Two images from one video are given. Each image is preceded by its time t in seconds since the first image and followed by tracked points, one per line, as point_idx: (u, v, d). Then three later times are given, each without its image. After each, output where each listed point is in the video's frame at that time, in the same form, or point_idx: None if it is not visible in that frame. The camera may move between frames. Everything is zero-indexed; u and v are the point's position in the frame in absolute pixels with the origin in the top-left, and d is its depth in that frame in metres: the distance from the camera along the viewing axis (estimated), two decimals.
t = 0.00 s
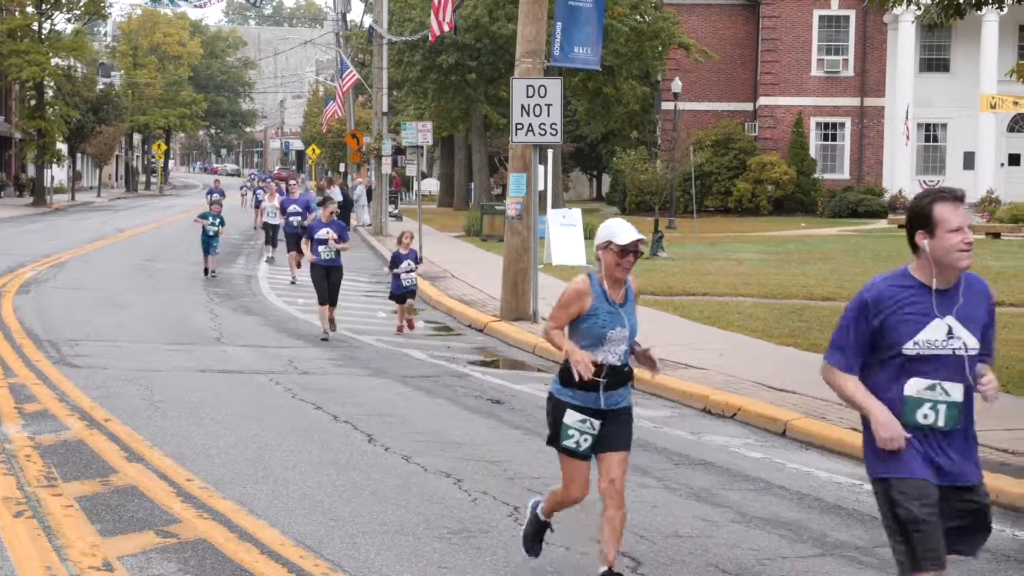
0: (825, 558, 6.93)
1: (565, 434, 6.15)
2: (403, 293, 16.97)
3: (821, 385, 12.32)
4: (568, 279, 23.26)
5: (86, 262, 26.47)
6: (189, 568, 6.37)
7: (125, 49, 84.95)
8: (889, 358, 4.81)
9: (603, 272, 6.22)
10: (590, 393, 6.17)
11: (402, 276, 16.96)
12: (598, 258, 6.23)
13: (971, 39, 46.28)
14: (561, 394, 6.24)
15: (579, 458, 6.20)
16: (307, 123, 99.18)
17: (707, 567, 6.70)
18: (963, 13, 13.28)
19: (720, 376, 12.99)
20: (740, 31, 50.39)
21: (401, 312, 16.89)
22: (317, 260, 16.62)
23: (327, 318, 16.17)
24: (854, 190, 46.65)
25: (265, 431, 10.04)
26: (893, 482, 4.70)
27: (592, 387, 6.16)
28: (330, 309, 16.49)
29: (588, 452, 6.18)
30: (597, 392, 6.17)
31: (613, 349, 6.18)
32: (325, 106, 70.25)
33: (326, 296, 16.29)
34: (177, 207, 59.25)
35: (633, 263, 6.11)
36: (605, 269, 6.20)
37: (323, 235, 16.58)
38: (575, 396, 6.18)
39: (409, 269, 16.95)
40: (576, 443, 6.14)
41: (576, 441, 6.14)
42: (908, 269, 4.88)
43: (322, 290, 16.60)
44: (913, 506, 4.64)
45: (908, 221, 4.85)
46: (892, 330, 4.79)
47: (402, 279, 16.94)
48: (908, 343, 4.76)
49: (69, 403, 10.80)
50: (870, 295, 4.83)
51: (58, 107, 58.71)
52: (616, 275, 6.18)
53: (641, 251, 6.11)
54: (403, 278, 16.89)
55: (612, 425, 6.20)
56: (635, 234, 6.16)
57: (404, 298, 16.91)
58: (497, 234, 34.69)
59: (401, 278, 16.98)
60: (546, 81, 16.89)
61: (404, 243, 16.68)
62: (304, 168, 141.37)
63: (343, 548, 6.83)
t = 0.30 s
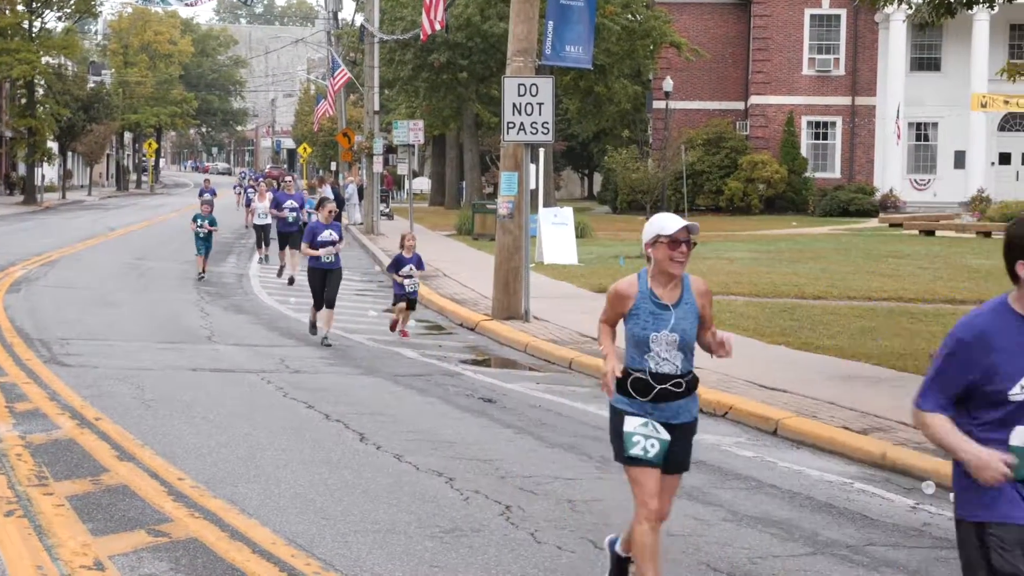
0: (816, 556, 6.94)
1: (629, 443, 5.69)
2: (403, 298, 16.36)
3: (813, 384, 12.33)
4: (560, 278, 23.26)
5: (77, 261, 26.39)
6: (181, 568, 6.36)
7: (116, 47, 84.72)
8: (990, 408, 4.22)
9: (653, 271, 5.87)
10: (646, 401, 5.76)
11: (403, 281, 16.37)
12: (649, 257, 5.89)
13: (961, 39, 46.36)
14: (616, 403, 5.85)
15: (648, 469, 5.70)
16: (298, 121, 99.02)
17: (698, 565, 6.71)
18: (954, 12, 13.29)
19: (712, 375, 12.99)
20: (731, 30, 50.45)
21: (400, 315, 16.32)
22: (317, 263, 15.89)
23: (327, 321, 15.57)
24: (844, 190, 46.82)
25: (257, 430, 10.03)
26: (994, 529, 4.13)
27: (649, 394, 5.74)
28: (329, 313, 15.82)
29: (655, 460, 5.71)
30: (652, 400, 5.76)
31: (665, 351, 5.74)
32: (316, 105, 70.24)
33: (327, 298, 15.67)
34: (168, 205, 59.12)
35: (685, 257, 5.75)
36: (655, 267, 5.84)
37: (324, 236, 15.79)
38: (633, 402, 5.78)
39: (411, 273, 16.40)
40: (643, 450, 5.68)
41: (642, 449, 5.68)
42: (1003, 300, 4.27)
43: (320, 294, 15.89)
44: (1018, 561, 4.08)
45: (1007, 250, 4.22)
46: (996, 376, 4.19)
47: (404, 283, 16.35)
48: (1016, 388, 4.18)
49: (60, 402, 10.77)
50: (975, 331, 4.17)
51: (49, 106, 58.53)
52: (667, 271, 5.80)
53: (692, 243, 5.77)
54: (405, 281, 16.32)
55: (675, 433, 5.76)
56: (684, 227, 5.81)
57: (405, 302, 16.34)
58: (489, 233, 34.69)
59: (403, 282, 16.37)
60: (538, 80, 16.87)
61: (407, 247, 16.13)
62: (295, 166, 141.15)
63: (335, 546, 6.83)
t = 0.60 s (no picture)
0: (804, 554, 6.95)
1: (696, 463, 5.39)
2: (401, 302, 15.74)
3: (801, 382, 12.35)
4: (549, 276, 23.26)
5: (65, 259, 26.30)
6: (169, 566, 6.34)
7: (104, 45, 84.43)
8: None
9: (740, 268, 5.49)
10: (731, 414, 5.39)
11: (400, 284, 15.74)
12: (735, 252, 5.51)
13: (949, 38, 46.54)
14: (693, 416, 5.47)
15: (710, 490, 5.42)
16: (287, 119, 98.83)
17: (687, 564, 6.71)
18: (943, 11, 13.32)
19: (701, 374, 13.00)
20: (720, 29, 50.58)
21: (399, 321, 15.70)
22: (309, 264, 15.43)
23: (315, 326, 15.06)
24: (833, 188, 46.80)
25: (245, 429, 10.00)
26: None
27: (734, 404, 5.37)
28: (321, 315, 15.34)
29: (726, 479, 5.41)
30: (739, 414, 5.38)
31: (760, 359, 5.39)
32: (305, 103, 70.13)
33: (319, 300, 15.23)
34: (156, 203, 58.96)
35: (777, 254, 5.43)
36: (744, 264, 5.47)
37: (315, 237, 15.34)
38: (712, 417, 5.41)
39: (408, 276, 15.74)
40: (709, 474, 5.38)
41: (708, 472, 5.38)
42: None
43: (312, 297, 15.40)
44: None
45: None
46: None
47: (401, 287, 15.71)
48: None
49: (48, 401, 10.72)
50: None
51: (37, 104, 58.30)
52: (757, 270, 5.45)
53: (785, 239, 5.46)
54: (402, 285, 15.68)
55: (756, 451, 5.40)
56: (775, 221, 5.47)
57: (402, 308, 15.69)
58: (478, 231, 34.67)
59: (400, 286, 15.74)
60: (527, 79, 16.88)
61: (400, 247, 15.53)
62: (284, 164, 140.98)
63: (324, 545, 6.82)
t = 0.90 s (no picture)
0: (792, 553, 6.95)
1: (807, 485, 4.90)
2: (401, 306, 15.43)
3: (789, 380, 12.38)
4: (537, 274, 23.28)
5: (52, 257, 26.19)
6: (156, 565, 6.30)
7: (91, 43, 84.12)
8: None
9: (836, 284, 5.14)
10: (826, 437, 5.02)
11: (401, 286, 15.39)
12: (833, 266, 5.17)
13: (936, 37, 46.65)
14: (788, 439, 5.06)
15: (826, 514, 4.90)
16: (275, 117, 98.59)
17: (676, 562, 6.70)
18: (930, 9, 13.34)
19: (689, 372, 13.01)
20: (708, 28, 50.68)
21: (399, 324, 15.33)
22: (310, 266, 14.75)
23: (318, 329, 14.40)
24: (821, 186, 46.62)
25: (233, 427, 9.98)
26: None
27: (827, 428, 5.00)
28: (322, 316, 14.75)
29: (835, 507, 4.92)
30: (832, 437, 5.02)
31: (849, 381, 5.01)
32: (293, 101, 69.99)
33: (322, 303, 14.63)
34: (144, 202, 58.76)
35: (876, 267, 5.05)
36: (839, 278, 5.12)
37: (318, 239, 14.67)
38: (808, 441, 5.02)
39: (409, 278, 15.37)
40: (826, 493, 4.89)
41: (826, 489, 4.89)
42: None
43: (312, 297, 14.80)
44: None
45: None
46: None
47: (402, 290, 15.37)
48: None
49: (36, 399, 10.67)
50: None
51: (24, 102, 58.04)
52: (854, 284, 5.08)
53: (884, 252, 5.08)
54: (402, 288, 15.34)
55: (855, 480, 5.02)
56: (876, 232, 5.10)
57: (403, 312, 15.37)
58: (466, 229, 34.63)
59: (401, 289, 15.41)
60: (515, 77, 16.86)
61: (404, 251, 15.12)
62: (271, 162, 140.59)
63: (312, 544, 6.79)
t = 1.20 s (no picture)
0: (777, 550, 6.96)
1: (921, 530, 4.49)
2: (390, 307, 14.62)
3: (773, 377, 12.39)
4: (522, 272, 23.26)
5: (35, 255, 26.03)
6: (140, 564, 6.27)
7: (74, 40, 83.74)
8: None
9: (965, 296, 4.55)
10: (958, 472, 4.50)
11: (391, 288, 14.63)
12: (959, 278, 4.59)
13: (920, 36, 46.77)
14: (914, 475, 4.57)
15: (937, 562, 4.52)
16: (259, 115, 98.32)
17: (660, 560, 6.70)
18: (914, 7, 13.37)
19: (673, 370, 13.01)
20: (693, 26, 50.77)
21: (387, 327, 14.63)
22: (308, 268, 14.16)
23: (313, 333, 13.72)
24: (804, 185, 46.99)
25: (218, 425, 9.94)
26: None
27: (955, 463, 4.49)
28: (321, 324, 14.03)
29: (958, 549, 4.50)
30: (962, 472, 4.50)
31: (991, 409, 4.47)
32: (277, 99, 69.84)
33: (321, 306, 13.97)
34: (127, 199, 58.51)
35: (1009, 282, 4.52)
36: (969, 290, 4.54)
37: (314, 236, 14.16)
38: (934, 477, 4.53)
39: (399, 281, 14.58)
40: (937, 542, 4.47)
41: (937, 539, 4.47)
42: None
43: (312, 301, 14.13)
44: None
45: None
46: None
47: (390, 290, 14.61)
48: None
49: (19, 398, 10.61)
50: None
51: (7, 99, 57.74)
52: (986, 299, 4.53)
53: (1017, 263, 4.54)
54: (391, 289, 14.56)
55: (987, 519, 4.51)
56: (1008, 239, 4.53)
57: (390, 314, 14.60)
58: (450, 227, 34.60)
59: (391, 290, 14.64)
60: (500, 75, 16.84)
61: (393, 250, 14.37)
62: (255, 159, 140.22)
63: (297, 542, 6.77)
